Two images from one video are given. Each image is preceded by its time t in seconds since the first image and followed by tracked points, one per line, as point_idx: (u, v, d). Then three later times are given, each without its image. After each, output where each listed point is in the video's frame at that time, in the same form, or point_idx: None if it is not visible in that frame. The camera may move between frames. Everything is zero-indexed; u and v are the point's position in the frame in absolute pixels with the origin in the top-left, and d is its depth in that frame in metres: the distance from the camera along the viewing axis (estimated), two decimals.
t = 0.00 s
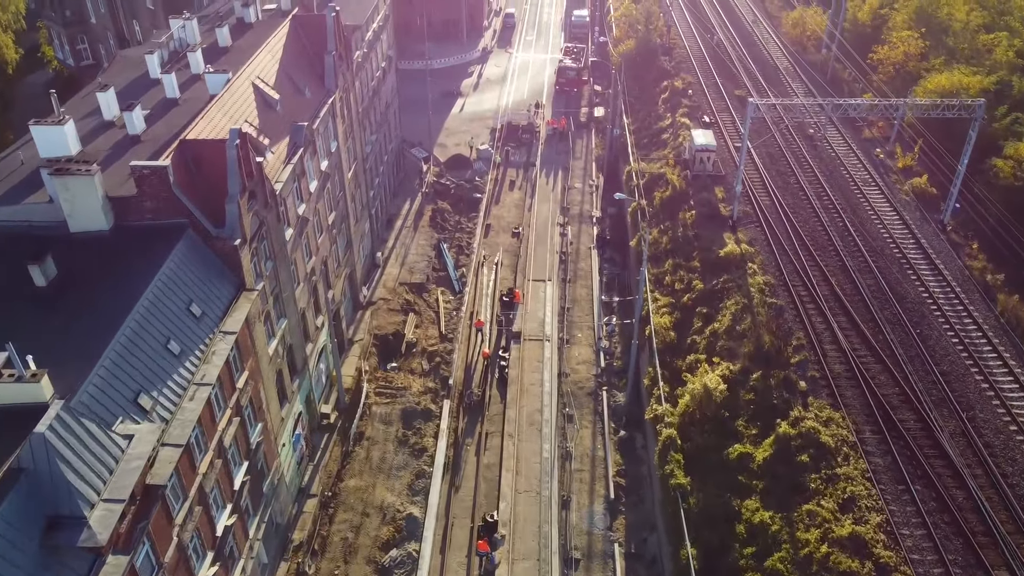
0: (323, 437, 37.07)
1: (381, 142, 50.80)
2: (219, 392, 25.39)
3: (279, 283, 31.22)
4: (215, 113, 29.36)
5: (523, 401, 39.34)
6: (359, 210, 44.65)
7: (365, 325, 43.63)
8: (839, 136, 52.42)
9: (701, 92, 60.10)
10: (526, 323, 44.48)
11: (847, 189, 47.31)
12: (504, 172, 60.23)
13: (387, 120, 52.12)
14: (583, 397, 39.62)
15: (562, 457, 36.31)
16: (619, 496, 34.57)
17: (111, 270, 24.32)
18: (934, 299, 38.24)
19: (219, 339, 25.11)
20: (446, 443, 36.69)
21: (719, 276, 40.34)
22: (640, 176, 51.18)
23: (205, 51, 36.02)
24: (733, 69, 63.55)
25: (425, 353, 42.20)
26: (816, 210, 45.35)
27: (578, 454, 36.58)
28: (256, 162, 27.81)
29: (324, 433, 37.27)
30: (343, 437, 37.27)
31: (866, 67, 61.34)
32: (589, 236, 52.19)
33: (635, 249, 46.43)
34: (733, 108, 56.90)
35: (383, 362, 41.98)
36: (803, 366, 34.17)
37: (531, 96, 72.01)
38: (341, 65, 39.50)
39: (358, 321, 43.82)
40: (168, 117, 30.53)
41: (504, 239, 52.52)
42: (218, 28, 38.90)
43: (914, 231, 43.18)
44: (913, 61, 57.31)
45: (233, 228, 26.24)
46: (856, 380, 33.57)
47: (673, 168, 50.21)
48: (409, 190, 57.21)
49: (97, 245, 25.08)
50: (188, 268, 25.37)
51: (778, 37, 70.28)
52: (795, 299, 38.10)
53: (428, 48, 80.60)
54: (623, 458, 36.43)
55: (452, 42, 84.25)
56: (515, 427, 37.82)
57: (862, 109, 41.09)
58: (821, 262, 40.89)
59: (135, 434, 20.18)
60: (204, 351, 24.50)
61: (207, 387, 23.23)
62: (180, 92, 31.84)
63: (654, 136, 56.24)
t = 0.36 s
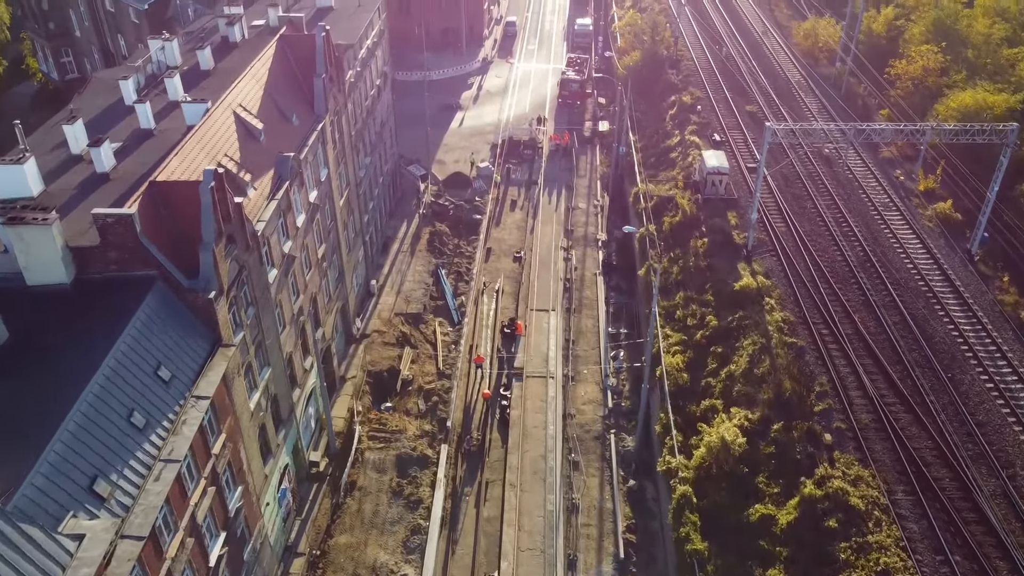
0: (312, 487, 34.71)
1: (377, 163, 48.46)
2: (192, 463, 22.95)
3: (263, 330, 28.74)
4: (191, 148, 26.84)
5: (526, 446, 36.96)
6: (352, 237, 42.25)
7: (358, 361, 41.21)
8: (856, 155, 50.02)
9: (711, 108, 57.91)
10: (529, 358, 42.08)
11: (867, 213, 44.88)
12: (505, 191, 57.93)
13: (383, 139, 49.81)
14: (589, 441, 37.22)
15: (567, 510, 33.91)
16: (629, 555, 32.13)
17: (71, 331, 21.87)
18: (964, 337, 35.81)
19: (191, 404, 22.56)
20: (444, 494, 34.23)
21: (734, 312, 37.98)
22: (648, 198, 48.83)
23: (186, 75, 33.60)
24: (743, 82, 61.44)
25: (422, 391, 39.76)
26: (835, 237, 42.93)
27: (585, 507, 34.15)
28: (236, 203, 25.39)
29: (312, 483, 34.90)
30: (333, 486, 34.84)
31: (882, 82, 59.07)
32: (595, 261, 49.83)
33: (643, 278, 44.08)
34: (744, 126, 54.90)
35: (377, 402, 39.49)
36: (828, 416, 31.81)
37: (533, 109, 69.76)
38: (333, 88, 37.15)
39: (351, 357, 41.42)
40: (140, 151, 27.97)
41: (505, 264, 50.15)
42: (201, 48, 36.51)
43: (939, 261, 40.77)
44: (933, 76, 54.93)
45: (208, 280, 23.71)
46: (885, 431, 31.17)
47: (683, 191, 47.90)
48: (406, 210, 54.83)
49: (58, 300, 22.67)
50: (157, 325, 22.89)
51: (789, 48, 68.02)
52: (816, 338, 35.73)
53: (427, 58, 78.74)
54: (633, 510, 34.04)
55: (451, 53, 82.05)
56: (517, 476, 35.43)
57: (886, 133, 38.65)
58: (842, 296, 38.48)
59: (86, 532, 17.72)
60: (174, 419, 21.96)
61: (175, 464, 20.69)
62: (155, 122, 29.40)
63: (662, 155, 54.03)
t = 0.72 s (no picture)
0: (308, 542, 32.38)
1: (385, 186, 46.24)
2: (169, 546, 20.65)
3: (254, 384, 26.38)
4: (176, 188, 24.53)
5: (538, 498, 34.52)
6: (357, 268, 39.97)
7: (362, 400, 38.86)
8: (891, 180, 47.22)
9: (735, 128, 55.38)
10: (542, 398, 39.66)
11: (905, 245, 42.10)
12: (519, 212, 55.59)
13: (393, 160, 47.67)
14: (606, 494, 34.74)
15: (582, 573, 31.44)
16: None
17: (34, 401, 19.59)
18: (1015, 387, 33.05)
19: (166, 482, 20.22)
20: (449, 552, 31.79)
21: (763, 357, 35.43)
22: (670, 226, 46.32)
23: (179, 100, 31.41)
24: (768, 100, 59.01)
25: (428, 435, 37.32)
26: (871, 273, 40.25)
27: (602, 569, 31.66)
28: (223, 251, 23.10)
29: (309, 537, 32.57)
30: (331, 541, 32.48)
31: (917, 101, 56.26)
32: (613, 291, 47.35)
33: (664, 313, 41.59)
34: (770, 148, 52.49)
35: (380, 446, 37.07)
36: (868, 481, 29.32)
37: (549, 124, 67.44)
38: (337, 113, 34.89)
39: (353, 395, 39.09)
40: (122, 190, 25.67)
41: (518, 292, 47.74)
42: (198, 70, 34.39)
43: (985, 299, 37.96)
44: (972, 96, 51.86)
45: (189, 343, 21.42)
46: (932, 498, 28.63)
47: (707, 219, 45.39)
48: (415, 232, 52.59)
49: (23, 364, 20.49)
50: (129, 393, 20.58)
51: (816, 63, 65.31)
52: (854, 390, 33.25)
53: (439, 70, 77.33)
54: (653, 574, 31.53)
55: (465, 64, 79.90)
56: (528, 533, 33.02)
57: (929, 166, 35.90)
58: (880, 341, 35.92)
59: None
60: (146, 502, 19.63)
61: (143, 559, 18.37)
62: (142, 155, 27.21)
63: (684, 178, 51.59)
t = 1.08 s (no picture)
0: None
1: (395, 210, 44.02)
2: None
3: (240, 444, 24.07)
4: (157, 231, 22.30)
5: (551, 556, 32.04)
6: (363, 299, 37.68)
7: (364, 441, 36.50)
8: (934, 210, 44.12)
9: (765, 149, 52.62)
10: (556, 442, 37.15)
11: (950, 282, 39.05)
12: (536, 234, 53.17)
13: (405, 182, 45.46)
14: (623, 553, 32.20)
15: None
16: None
17: None
18: None
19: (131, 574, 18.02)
20: None
21: (797, 410, 32.79)
22: (695, 255, 43.69)
23: (171, 125, 29.30)
24: (799, 119, 56.26)
25: (434, 482, 34.92)
26: (914, 314, 37.37)
27: None
28: (204, 305, 20.83)
29: None
30: None
31: (957, 124, 53.36)
32: (633, 323, 44.79)
33: (689, 352, 38.95)
34: (803, 171, 49.70)
35: (383, 493, 34.68)
36: (914, 559, 26.77)
37: (568, 139, 65.03)
38: (342, 138, 32.64)
39: (355, 436, 36.77)
40: (99, 231, 23.44)
41: (533, 322, 45.28)
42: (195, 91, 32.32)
43: None
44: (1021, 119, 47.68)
45: (163, 412, 19.15)
46: None
47: (735, 251, 42.76)
48: (427, 255, 50.30)
49: None
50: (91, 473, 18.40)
51: (849, 79, 62.35)
52: (897, 451, 30.61)
53: (457, 81, 75.48)
54: None
55: (483, 74, 77.73)
56: None
57: (982, 205, 32.95)
58: (924, 394, 33.19)
59: None
60: None
61: None
62: (125, 190, 25.09)
63: (710, 203, 48.95)
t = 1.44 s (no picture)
0: None
1: (422, 233, 41.95)
2: None
3: (232, 507, 22.04)
4: (148, 276, 20.43)
5: None
6: (382, 331, 35.66)
7: (378, 483, 34.44)
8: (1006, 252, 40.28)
9: (818, 177, 49.32)
10: (581, 493, 34.65)
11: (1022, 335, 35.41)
12: (570, 258, 50.72)
13: (434, 203, 43.41)
14: None
15: None
16: None
17: None
18: None
19: None
20: None
21: (847, 478, 29.78)
22: (739, 293, 40.81)
23: (180, 150, 27.64)
24: (855, 145, 52.73)
25: (449, 533, 32.66)
26: (981, 371, 33.91)
27: None
28: (191, 362, 18.84)
29: None
30: None
31: None
32: (669, 363, 42.03)
33: (728, 401, 36.16)
34: (858, 204, 46.25)
35: (394, 542, 32.54)
36: None
37: (608, 157, 62.42)
38: (363, 163, 30.61)
39: (369, 477, 34.74)
40: (90, 272, 21.65)
41: (563, 356, 42.81)
42: (212, 111, 30.65)
43: None
44: None
45: (136, 487, 17.18)
46: None
47: (783, 291, 39.74)
48: (455, 277, 48.21)
49: None
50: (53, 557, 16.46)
51: (912, 102, 58.45)
52: (958, 535, 27.46)
53: (496, 92, 73.52)
54: None
55: (523, 85, 75.48)
56: None
57: None
58: (991, 466, 29.86)
59: None
60: None
61: None
62: (121, 224, 23.37)
63: (756, 234, 45.94)
